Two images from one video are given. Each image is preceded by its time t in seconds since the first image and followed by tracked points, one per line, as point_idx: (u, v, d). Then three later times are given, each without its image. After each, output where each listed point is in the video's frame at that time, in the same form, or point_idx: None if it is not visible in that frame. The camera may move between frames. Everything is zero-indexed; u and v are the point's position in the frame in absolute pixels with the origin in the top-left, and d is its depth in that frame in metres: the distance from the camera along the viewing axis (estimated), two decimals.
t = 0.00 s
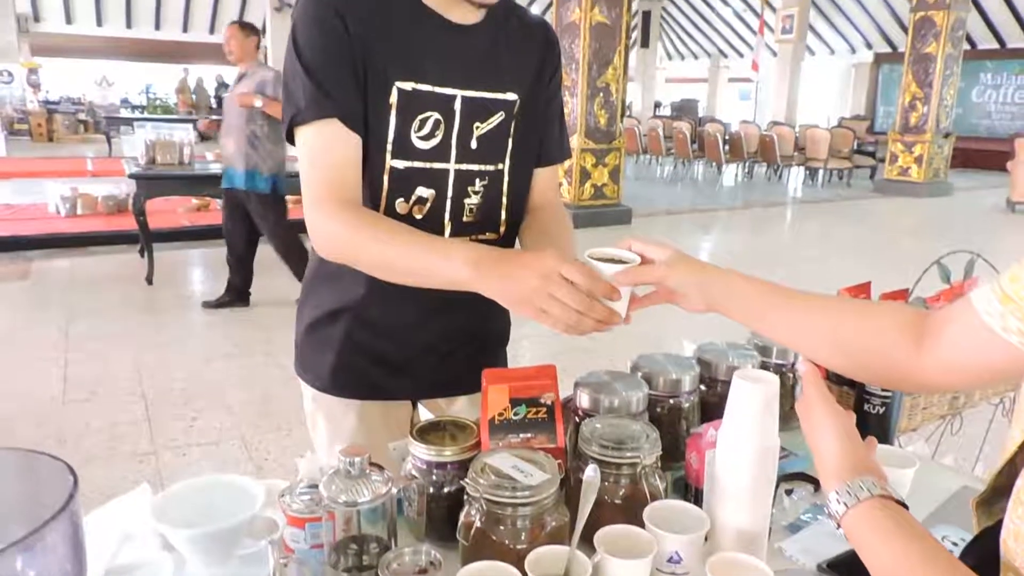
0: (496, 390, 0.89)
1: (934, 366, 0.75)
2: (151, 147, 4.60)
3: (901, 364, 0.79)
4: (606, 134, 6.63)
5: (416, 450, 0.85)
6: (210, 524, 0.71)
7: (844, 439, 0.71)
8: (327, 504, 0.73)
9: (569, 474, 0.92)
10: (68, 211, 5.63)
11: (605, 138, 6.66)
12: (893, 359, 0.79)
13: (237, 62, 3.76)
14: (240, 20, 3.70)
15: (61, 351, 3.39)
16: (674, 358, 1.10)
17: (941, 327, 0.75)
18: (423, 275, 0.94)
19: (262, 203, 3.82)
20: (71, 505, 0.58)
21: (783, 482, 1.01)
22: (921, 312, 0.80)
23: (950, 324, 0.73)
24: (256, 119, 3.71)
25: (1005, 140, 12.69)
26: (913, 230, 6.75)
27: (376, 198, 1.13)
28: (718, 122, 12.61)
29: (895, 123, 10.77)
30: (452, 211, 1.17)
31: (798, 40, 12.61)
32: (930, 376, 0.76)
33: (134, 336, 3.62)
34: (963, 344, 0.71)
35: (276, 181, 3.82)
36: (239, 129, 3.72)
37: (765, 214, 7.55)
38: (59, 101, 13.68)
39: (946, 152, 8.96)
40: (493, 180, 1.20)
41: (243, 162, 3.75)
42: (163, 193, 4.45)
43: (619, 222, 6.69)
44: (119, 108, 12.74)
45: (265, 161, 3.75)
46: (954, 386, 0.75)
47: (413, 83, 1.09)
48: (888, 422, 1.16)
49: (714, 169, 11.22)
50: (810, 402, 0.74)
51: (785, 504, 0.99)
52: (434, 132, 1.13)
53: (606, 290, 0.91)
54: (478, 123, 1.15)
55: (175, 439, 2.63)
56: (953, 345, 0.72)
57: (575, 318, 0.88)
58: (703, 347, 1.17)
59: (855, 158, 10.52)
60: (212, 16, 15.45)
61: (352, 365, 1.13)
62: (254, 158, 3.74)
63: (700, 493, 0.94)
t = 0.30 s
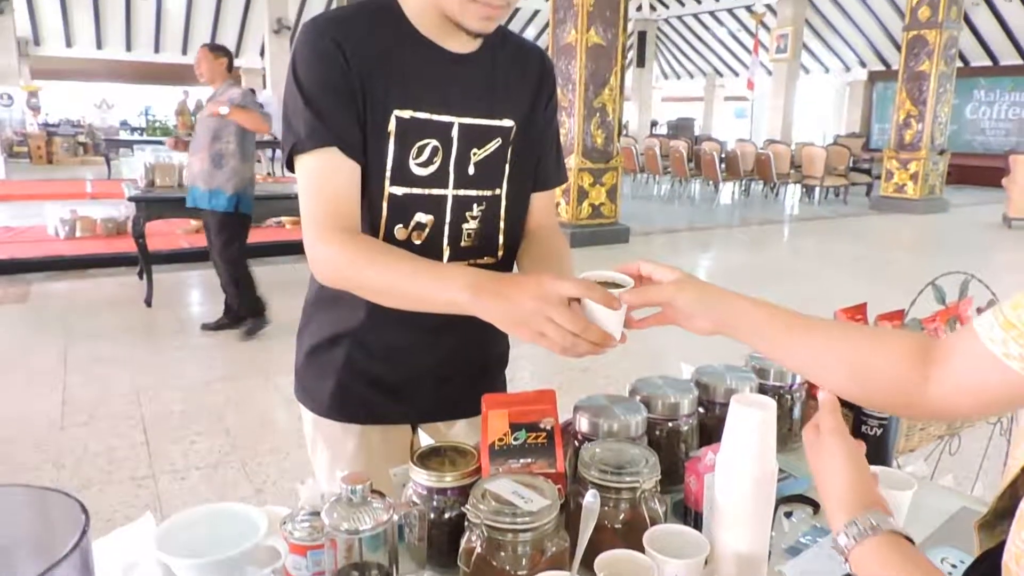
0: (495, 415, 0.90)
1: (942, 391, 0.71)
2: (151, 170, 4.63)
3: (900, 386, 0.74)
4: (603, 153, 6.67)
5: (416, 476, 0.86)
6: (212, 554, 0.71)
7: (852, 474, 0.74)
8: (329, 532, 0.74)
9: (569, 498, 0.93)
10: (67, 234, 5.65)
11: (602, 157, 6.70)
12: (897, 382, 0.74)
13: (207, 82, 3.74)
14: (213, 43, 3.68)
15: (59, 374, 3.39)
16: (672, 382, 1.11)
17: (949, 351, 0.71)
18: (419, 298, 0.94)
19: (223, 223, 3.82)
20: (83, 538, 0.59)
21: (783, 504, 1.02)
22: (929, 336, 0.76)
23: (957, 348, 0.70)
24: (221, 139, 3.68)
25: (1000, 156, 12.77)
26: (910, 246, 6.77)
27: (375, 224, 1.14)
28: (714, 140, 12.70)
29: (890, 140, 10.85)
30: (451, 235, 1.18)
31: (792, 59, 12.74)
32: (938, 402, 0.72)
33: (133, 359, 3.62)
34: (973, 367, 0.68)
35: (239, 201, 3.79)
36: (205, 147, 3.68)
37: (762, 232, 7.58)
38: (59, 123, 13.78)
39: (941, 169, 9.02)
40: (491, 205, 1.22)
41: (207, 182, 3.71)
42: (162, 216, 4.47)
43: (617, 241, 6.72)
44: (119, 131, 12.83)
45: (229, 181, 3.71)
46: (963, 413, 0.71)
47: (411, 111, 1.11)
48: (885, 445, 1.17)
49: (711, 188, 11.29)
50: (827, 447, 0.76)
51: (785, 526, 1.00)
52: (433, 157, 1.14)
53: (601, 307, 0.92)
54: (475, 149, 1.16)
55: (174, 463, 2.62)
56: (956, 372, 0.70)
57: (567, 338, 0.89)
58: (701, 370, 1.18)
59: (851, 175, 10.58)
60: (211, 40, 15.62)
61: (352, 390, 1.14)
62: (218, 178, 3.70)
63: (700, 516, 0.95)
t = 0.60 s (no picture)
0: (493, 432, 0.91)
1: (961, 420, 0.69)
2: (150, 187, 4.65)
3: (921, 420, 0.71)
4: (600, 168, 6.69)
5: (415, 494, 0.87)
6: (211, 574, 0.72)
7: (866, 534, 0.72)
8: (327, 550, 0.74)
9: (567, 515, 0.93)
10: (66, 250, 5.65)
11: (599, 171, 6.72)
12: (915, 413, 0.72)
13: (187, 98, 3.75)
14: (195, 59, 3.70)
15: (57, 390, 3.39)
16: (669, 398, 1.11)
17: (965, 380, 0.69)
18: (412, 311, 0.95)
19: (196, 235, 3.83)
20: (85, 561, 0.60)
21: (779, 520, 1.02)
22: (942, 367, 0.74)
23: (972, 376, 0.68)
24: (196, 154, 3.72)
25: (996, 169, 12.83)
26: (907, 259, 6.79)
27: (370, 240, 1.15)
28: (711, 154, 12.76)
29: (886, 153, 10.90)
30: (447, 251, 1.19)
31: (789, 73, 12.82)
32: (956, 434, 0.69)
33: (131, 375, 3.62)
34: (987, 394, 0.66)
35: (211, 214, 3.82)
36: (181, 161, 3.73)
37: (759, 245, 7.60)
38: (58, 139, 13.82)
39: (937, 181, 9.06)
40: (486, 223, 1.22)
41: (182, 194, 3.77)
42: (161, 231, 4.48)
43: (614, 255, 6.76)
44: (118, 147, 12.87)
45: (202, 194, 3.75)
46: (985, 444, 0.68)
47: (405, 129, 1.12)
48: (881, 461, 1.17)
49: (708, 201, 11.33)
50: (837, 512, 0.75)
51: (781, 542, 1.00)
52: (428, 173, 1.15)
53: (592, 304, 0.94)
54: (469, 165, 1.17)
55: (171, 480, 2.61)
56: (974, 397, 0.67)
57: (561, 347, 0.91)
58: (697, 386, 1.18)
59: (848, 188, 10.61)
60: (211, 55, 15.70)
61: (349, 406, 1.14)
62: (192, 191, 3.75)
63: (697, 532, 0.95)
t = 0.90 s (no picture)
0: (491, 453, 0.91)
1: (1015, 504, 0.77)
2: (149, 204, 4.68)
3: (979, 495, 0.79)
4: (599, 185, 6.71)
5: (413, 514, 0.87)
6: None
7: None
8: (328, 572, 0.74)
9: (563, 536, 0.93)
10: (65, 265, 5.66)
11: (598, 189, 6.75)
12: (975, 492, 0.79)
13: (161, 116, 3.71)
14: (173, 80, 3.64)
15: (54, 407, 3.38)
16: (666, 418, 1.12)
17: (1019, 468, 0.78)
18: (399, 288, 0.91)
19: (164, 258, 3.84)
20: None
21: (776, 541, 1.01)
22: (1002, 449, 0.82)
23: None
24: (163, 175, 3.70)
25: (992, 187, 12.89)
26: (904, 276, 6.81)
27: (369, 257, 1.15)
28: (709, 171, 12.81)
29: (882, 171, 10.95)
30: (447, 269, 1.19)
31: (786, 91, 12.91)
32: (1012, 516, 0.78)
33: (129, 391, 3.61)
34: None
35: (174, 236, 3.82)
36: (150, 181, 3.73)
37: (757, 262, 7.63)
38: (58, 154, 13.85)
39: (934, 199, 9.09)
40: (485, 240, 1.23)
41: (150, 214, 3.78)
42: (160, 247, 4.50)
43: (611, 272, 6.80)
44: (119, 163, 12.91)
45: (167, 216, 3.75)
46: None
47: (404, 148, 1.12)
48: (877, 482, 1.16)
49: (707, 218, 11.37)
50: None
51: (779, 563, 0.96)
52: (428, 191, 1.15)
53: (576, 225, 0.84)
54: (469, 184, 1.18)
55: (168, 497, 2.60)
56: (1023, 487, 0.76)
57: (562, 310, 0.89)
58: (693, 406, 1.19)
59: (846, 205, 10.65)
60: (211, 72, 15.81)
61: (350, 426, 1.14)
62: (158, 211, 3.76)
63: (694, 553, 0.95)
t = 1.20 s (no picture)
0: (490, 468, 0.92)
1: None
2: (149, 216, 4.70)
3: None
4: (598, 199, 6.73)
5: (412, 530, 0.87)
6: None
7: None
8: None
9: (563, 552, 0.93)
10: (65, 277, 5.68)
11: (598, 203, 6.77)
12: None
13: (128, 126, 3.74)
14: (140, 89, 3.68)
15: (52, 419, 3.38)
16: (665, 434, 1.12)
17: None
18: (384, 274, 0.93)
19: (133, 274, 3.87)
20: None
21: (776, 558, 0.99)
22: None
23: None
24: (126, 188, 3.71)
25: (991, 203, 12.91)
26: (903, 292, 6.81)
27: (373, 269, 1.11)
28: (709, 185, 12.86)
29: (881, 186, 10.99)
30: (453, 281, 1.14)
31: (785, 106, 12.97)
32: None
33: (127, 404, 3.61)
34: None
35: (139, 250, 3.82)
36: (115, 194, 3.74)
37: (756, 277, 7.64)
38: (59, 167, 13.90)
39: (933, 215, 9.11)
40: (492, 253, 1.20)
41: (117, 227, 3.79)
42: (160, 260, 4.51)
43: (609, 286, 6.81)
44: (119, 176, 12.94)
45: (131, 230, 3.74)
46: None
47: (410, 161, 1.12)
48: (876, 502, 1.14)
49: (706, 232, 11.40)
50: None
51: None
52: (434, 204, 1.15)
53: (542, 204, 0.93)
54: (475, 199, 1.17)
55: (165, 511, 2.59)
56: None
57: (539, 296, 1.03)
58: (692, 423, 1.19)
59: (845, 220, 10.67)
60: (213, 85, 15.90)
61: (358, 444, 1.12)
62: (123, 225, 3.77)
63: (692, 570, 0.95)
